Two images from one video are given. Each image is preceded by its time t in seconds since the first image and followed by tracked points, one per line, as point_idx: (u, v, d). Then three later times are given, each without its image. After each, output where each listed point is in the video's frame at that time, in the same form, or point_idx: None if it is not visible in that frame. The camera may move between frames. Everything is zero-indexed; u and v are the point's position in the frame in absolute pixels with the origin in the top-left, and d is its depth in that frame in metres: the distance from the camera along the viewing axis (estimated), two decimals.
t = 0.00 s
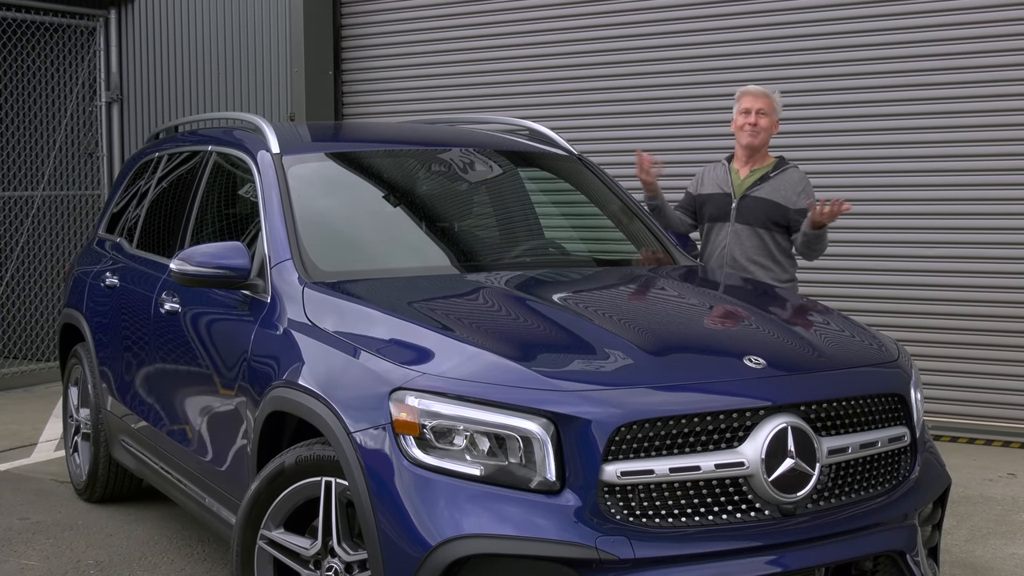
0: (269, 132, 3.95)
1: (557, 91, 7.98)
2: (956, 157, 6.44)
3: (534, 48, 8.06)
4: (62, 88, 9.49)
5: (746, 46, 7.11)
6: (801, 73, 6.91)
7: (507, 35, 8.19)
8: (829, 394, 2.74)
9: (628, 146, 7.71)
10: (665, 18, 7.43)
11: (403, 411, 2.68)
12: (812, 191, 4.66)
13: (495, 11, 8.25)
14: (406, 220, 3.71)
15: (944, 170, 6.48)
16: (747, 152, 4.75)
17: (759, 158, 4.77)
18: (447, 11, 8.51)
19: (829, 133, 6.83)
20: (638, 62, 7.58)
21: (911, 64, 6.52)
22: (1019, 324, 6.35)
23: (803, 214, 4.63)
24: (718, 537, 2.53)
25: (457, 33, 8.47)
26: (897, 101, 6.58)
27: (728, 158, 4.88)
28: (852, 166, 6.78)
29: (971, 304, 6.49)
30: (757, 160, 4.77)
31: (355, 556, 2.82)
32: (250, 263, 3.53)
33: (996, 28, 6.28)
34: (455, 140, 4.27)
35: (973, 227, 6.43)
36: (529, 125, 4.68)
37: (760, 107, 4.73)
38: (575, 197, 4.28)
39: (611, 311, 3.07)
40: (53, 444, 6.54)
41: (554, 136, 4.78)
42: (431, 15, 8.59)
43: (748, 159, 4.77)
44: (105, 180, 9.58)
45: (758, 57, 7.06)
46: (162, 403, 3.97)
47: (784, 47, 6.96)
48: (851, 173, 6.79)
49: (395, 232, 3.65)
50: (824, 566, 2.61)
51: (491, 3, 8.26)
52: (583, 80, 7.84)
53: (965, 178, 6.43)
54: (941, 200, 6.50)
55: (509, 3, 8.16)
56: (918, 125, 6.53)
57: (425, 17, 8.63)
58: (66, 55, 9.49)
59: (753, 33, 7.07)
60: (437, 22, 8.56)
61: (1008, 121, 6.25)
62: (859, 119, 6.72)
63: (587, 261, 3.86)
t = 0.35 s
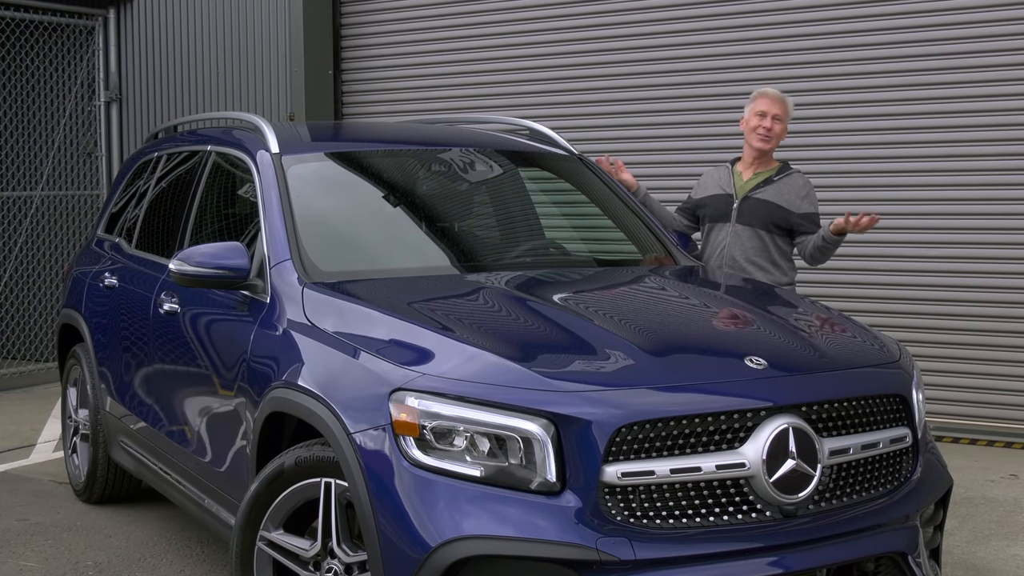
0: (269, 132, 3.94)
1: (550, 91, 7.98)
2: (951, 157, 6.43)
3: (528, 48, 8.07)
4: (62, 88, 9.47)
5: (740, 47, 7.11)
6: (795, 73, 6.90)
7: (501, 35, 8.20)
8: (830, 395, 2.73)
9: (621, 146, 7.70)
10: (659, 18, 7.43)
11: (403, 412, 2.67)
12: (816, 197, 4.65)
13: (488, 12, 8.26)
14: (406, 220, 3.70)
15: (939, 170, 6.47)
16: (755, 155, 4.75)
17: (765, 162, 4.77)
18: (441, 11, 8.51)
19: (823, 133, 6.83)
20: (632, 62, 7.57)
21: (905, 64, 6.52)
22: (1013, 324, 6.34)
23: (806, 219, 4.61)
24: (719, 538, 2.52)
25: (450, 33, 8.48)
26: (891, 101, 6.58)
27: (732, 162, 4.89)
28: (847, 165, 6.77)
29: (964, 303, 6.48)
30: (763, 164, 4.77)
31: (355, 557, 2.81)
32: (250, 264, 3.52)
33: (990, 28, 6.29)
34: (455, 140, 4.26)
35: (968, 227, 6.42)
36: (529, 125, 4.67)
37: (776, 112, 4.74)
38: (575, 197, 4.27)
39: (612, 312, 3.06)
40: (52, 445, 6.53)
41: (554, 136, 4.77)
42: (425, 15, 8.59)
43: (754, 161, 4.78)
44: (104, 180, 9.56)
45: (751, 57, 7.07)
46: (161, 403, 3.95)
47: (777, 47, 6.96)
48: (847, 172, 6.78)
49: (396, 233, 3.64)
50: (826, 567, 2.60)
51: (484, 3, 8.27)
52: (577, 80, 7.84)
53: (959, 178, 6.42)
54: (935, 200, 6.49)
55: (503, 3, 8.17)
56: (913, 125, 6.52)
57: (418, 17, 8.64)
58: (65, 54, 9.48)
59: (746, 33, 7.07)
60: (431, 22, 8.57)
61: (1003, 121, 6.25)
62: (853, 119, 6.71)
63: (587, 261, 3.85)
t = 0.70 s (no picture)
0: (268, 132, 3.93)
1: (543, 90, 7.99)
2: (943, 157, 6.43)
3: (521, 48, 8.07)
4: (60, 88, 9.45)
5: (733, 46, 7.11)
6: (789, 73, 6.90)
7: (495, 35, 8.20)
8: (832, 395, 2.72)
9: (614, 146, 7.70)
10: (653, 18, 7.43)
11: (403, 413, 2.66)
12: (820, 201, 4.65)
13: (480, 12, 8.27)
14: (406, 220, 3.69)
15: (933, 171, 6.46)
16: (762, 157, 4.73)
17: (770, 164, 4.76)
18: (434, 11, 8.52)
19: (817, 133, 6.82)
20: (626, 62, 7.57)
21: (899, 64, 6.52)
22: (1007, 324, 6.34)
23: (809, 223, 4.61)
24: (722, 539, 2.51)
25: (443, 33, 8.48)
26: (886, 101, 6.58)
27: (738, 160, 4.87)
28: (842, 165, 6.76)
29: (958, 303, 6.48)
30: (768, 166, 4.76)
31: (355, 558, 2.80)
32: (249, 264, 3.51)
33: (983, 28, 6.28)
34: (454, 140, 4.24)
35: (962, 227, 6.41)
36: (530, 125, 4.66)
37: (786, 117, 4.70)
38: (576, 197, 4.26)
39: (612, 313, 3.05)
40: (51, 446, 6.51)
41: (555, 135, 4.76)
42: (419, 15, 8.60)
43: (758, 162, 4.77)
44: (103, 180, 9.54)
45: (745, 57, 7.07)
46: (161, 404, 3.94)
47: (771, 47, 6.96)
48: (842, 172, 6.77)
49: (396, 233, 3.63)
50: (827, 569, 2.59)
51: (478, 3, 8.27)
52: (571, 80, 7.84)
53: (953, 178, 6.42)
54: (930, 200, 6.48)
55: (496, 3, 8.18)
56: (908, 125, 6.51)
57: (411, 18, 8.65)
58: (63, 54, 9.47)
59: (739, 34, 7.08)
60: (425, 22, 8.57)
61: (997, 121, 6.25)
62: (848, 119, 6.71)
63: (587, 261, 3.84)
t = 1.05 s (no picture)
0: (267, 132, 3.92)
1: (536, 90, 7.99)
2: (940, 157, 6.42)
3: (514, 49, 8.07)
4: (59, 88, 9.43)
5: (727, 47, 7.11)
6: (783, 73, 6.90)
7: (488, 35, 8.20)
8: (833, 396, 2.71)
9: (609, 145, 7.69)
10: (646, 18, 7.43)
11: (403, 413, 2.64)
12: (823, 200, 4.65)
13: (474, 12, 8.27)
14: (406, 221, 3.68)
15: (928, 171, 6.46)
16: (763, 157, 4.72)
17: (772, 163, 4.75)
18: (428, 11, 8.51)
19: (812, 133, 6.82)
20: (620, 62, 7.56)
21: (894, 64, 6.51)
22: (999, 324, 6.36)
23: (814, 222, 4.61)
24: (722, 540, 2.50)
25: (437, 33, 8.48)
26: (881, 101, 6.57)
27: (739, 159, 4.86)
28: (838, 166, 6.76)
29: (953, 303, 6.48)
30: (769, 165, 4.75)
31: (354, 560, 2.80)
32: (248, 264, 3.50)
33: (977, 28, 6.28)
34: (454, 140, 4.23)
35: (957, 227, 6.41)
36: (530, 125, 4.65)
37: (786, 116, 4.69)
38: (576, 197, 4.24)
39: (613, 313, 3.04)
40: (50, 447, 6.50)
41: (556, 135, 4.75)
42: (412, 15, 8.60)
43: (760, 161, 4.75)
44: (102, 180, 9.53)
45: (739, 57, 7.06)
46: (161, 406, 3.92)
47: (765, 47, 6.95)
48: (838, 172, 6.76)
49: (396, 233, 3.62)
50: (827, 570, 2.59)
51: (471, 3, 8.27)
52: (565, 80, 7.84)
53: (948, 178, 6.41)
54: (925, 200, 6.48)
55: (490, 3, 8.17)
56: (903, 125, 6.50)
57: (404, 18, 8.65)
58: (62, 53, 9.46)
59: (733, 33, 7.07)
60: (419, 21, 8.57)
61: (992, 121, 6.24)
62: (844, 118, 6.70)
63: (588, 261, 3.82)
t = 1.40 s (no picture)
0: (266, 132, 3.91)
1: (529, 91, 7.99)
2: (935, 157, 6.41)
3: (507, 49, 8.07)
4: (58, 87, 9.43)
5: (721, 47, 7.10)
6: (776, 73, 6.89)
7: (482, 35, 8.20)
8: (835, 397, 2.70)
9: (603, 145, 7.69)
10: (639, 18, 7.42)
11: (403, 414, 2.63)
12: (823, 198, 4.62)
13: (467, 12, 8.28)
14: (406, 221, 3.66)
15: (922, 171, 6.45)
16: (761, 158, 4.68)
17: (771, 164, 4.71)
18: (421, 11, 8.52)
19: (806, 133, 6.81)
20: (613, 62, 7.56)
21: (887, 64, 6.50)
22: (991, 324, 6.36)
23: (814, 221, 4.59)
24: (722, 540, 2.49)
25: (430, 32, 8.49)
26: (876, 101, 6.56)
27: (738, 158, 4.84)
28: (832, 166, 6.75)
29: (946, 303, 6.48)
30: (769, 165, 4.71)
31: (354, 561, 2.79)
32: (248, 265, 3.49)
33: (970, 28, 6.27)
34: (454, 140, 4.22)
35: (952, 227, 6.41)
36: (530, 124, 4.64)
37: (782, 116, 4.64)
38: (576, 197, 4.23)
39: (614, 314, 3.02)
40: (48, 448, 6.48)
41: (557, 134, 4.73)
42: (406, 15, 8.60)
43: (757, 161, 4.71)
44: (100, 180, 9.52)
45: (732, 57, 7.06)
46: (159, 406, 3.92)
47: (758, 47, 6.95)
48: (832, 173, 6.76)
49: (396, 233, 3.61)
50: (828, 572, 2.58)
51: (465, 3, 8.28)
52: (558, 80, 7.84)
53: (943, 178, 6.40)
54: (921, 200, 6.47)
55: (483, 3, 8.18)
56: (897, 125, 6.50)
57: (397, 18, 8.66)
58: (61, 53, 9.46)
59: (727, 33, 7.07)
60: (413, 21, 8.57)
61: (986, 121, 6.24)
62: (838, 118, 6.69)
63: (588, 261, 3.81)
